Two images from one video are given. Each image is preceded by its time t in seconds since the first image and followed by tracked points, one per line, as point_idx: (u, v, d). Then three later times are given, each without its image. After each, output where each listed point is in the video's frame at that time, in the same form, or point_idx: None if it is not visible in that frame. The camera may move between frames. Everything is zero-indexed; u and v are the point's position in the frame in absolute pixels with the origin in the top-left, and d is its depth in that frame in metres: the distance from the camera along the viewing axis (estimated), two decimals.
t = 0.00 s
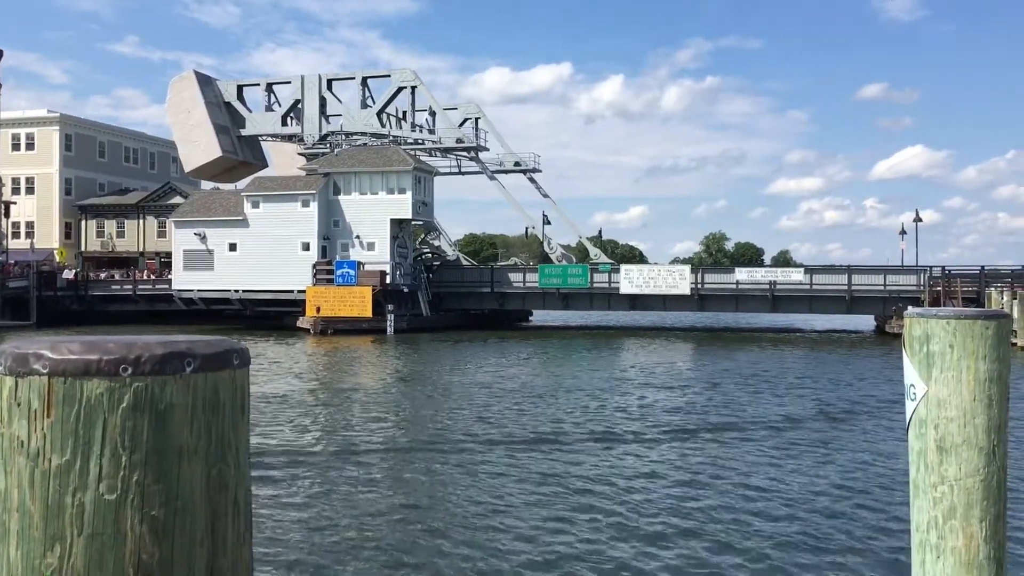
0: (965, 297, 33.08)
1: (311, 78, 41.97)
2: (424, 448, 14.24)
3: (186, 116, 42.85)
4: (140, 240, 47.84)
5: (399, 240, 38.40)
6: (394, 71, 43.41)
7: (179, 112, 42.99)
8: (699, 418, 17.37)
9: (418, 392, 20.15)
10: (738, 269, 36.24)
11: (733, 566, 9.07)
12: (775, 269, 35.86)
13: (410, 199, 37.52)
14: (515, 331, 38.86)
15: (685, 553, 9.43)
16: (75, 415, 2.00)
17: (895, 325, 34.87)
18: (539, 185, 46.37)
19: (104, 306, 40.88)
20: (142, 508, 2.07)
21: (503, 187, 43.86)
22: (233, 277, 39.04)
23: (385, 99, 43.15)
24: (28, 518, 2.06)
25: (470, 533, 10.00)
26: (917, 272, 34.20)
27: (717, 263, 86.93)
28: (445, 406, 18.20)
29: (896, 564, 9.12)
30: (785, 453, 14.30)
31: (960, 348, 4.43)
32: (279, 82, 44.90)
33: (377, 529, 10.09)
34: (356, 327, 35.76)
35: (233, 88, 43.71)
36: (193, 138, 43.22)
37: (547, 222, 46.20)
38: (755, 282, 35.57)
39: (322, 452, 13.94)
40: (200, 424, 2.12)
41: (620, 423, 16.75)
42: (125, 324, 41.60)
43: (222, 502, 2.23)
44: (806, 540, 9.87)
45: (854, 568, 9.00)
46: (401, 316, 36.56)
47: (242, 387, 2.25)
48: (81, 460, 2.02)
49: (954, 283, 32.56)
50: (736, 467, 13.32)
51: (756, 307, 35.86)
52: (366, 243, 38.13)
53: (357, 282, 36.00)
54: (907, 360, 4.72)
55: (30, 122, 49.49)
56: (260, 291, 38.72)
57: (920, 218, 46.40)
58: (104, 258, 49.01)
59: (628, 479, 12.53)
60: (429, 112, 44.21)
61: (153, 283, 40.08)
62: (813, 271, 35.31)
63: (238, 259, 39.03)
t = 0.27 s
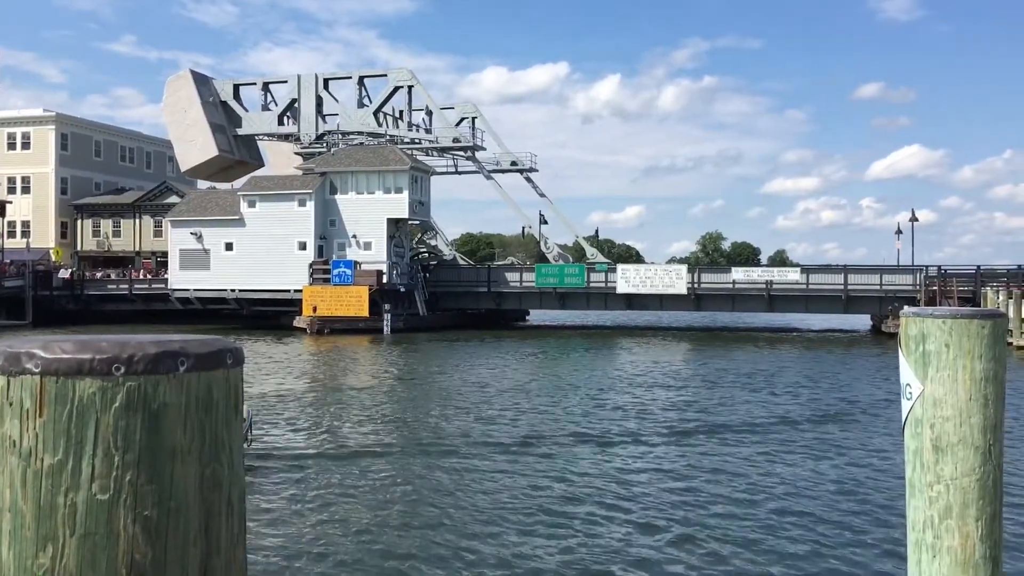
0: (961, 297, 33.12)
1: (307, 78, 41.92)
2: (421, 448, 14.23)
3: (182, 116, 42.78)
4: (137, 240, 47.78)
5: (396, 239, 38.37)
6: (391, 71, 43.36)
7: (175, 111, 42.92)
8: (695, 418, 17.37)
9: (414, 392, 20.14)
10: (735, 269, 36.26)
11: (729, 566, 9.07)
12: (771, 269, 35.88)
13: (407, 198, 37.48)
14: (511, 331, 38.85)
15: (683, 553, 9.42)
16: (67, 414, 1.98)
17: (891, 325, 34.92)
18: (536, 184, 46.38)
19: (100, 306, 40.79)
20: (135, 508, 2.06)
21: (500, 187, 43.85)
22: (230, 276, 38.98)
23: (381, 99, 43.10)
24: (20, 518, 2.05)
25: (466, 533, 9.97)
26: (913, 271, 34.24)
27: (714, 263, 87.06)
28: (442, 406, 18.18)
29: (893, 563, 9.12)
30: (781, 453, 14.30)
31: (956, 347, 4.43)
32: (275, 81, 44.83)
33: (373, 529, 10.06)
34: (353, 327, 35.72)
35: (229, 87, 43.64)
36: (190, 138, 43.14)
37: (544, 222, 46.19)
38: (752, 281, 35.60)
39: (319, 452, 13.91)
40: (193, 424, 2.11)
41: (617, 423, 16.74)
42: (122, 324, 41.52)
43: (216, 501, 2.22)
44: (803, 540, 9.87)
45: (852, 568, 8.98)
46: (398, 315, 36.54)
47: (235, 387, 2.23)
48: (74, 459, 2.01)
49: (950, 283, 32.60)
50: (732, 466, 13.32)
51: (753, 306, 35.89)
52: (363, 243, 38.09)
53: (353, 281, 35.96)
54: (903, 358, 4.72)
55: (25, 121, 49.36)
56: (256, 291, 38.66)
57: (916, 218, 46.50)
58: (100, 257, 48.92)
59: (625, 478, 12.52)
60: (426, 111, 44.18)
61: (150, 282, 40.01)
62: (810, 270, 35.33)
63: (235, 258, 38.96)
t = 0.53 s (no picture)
0: (955, 297, 33.19)
1: (302, 78, 41.85)
2: (417, 449, 14.21)
3: (177, 117, 42.70)
4: (131, 241, 47.71)
5: (391, 240, 38.32)
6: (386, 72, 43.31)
7: (170, 112, 42.84)
8: (690, 418, 17.38)
9: (410, 392, 20.11)
10: (730, 269, 36.30)
11: (725, 566, 9.06)
12: (766, 269, 35.92)
13: (402, 199, 37.44)
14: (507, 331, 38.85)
15: (679, 553, 9.41)
16: (58, 416, 1.97)
17: (885, 325, 34.99)
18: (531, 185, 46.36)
19: (95, 307, 40.67)
20: (125, 510, 2.04)
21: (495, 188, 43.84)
22: (225, 277, 38.92)
23: (376, 99, 43.06)
24: (10, 521, 2.03)
25: (462, 534, 9.95)
26: (907, 272, 34.32)
27: (708, 263, 87.23)
28: (438, 407, 18.17)
29: (888, 564, 9.12)
30: (777, 453, 14.31)
31: (950, 347, 4.43)
32: (270, 82, 44.76)
33: (369, 530, 10.03)
34: (348, 328, 35.68)
35: (224, 88, 43.55)
36: (185, 138, 43.06)
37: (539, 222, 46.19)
38: (747, 282, 35.64)
39: (315, 453, 13.87)
40: (184, 425, 2.10)
41: (613, 423, 16.74)
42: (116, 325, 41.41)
43: (207, 503, 2.21)
44: (799, 540, 9.88)
45: (848, 569, 8.98)
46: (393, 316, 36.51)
47: (227, 388, 2.22)
48: (64, 462, 1.99)
49: (944, 283, 32.68)
50: (727, 467, 13.32)
51: (748, 307, 35.93)
52: (358, 244, 38.04)
53: (348, 282, 35.92)
54: (898, 359, 4.72)
55: (19, 122, 49.18)
56: (251, 292, 38.59)
57: (910, 218, 46.61)
58: (94, 258, 48.81)
59: (621, 479, 12.51)
60: (421, 112, 44.15)
61: (144, 284, 39.91)
62: (805, 271, 35.39)
63: (230, 259, 38.89)
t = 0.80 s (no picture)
0: (948, 299, 33.27)
1: (295, 82, 41.79)
2: (411, 452, 14.17)
3: (170, 120, 42.58)
4: (124, 245, 47.67)
5: (384, 243, 38.27)
6: (379, 75, 43.27)
7: (162, 116, 42.72)
8: (684, 420, 17.37)
9: (404, 396, 20.05)
10: (723, 272, 36.33)
11: (719, 568, 9.06)
12: (760, 272, 35.96)
13: (395, 202, 37.39)
14: (500, 334, 38.83)
15: (673, 556, 9.40)
16: (44, 420, 1.94)
17: (879, 327, 35.07)
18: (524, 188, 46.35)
19: (87, 311, 40.50)
20: (112, 515, 2.01)
21: (488, 191, 43.81)
22: (218, 281, 38.82)
23: (369, 103, 43.01)
24: None
25: (456, 537, 9.93)
26: (900, 274, 34.40)
27: (702, 265, 87.42)
28: (433, 410, 18.13)
29: (881, 565, 9.13)
30: (771, 455, 14.31)
31: (943, 349, 4.43)
32: (263, 85, 44.67)
33: (363, 534, 9.99)
34: (342, 331, 35.61)
35: (217, 91, 43.45)
36: (177, 142, 42.95)
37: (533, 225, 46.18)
38: (740, 284, 35.71)
39: (308, 456, 13.82)
40: (173, 429, 2.07)
41: (608, 426, 16.72)
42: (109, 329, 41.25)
43: (196, 507, 2.18)
44: (793, 542, 9.88)
45: (844, 571, 8.96)
46: (387, 320, 36.44)
47: (216, 393, 2.20)
48: (50, 466, 1.97)
49: (937, 285, 32.76)
50: (721, 469, 13.32)
51: (742, 309, 35.96)
52: (351, 247, 37.97)
53: (342, 286, 35.86)
54: (891, 361, 4.72)
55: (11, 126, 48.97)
56: (244, 296, 38.49)
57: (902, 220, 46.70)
58: (86, 262, 48.69)
59: (615, 481, 12.49)
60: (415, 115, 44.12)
61: (137, 288, 39.78)
62: (798, 273, 35.44)
63: (223, 263, 38.79)
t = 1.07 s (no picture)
0: (938, 302, 33.41)
1: (286, 88, 41.74)
2: (404, 458, 14.13)
3: (159, 127, 42.38)
4: (114, 253, 47.63)
5: (376, 249, 38.22)
6: (370, 81, 43.26)
7: (152, 123, 42.52)
8: (676, 425, 17.37)
9: (397, 402, 19.99)
10: (715, 276, 36.40)
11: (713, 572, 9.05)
12: (751, 276, 36.05)
13: (386, 208, 37.35)
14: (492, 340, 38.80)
15: (667, 560, 9.38)
16: (26, 429, 1.92)
17: (869, 330, 35.20)
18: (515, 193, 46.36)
19: (78, 319, 40.30)
20: (97, 527, 1.99)
21: (480, 197, 43.82)
22: (208, 288, 38.67)
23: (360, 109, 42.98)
24: None
25: (449, 543, 9.89)
26: (890, 277, 34.53)
27: (693, 269, 87.66)
28: (426, 416, 18.08)
29: (874, 568, 9.13)
30: (763, 459, 14.32)
31: (933, 352, 4.43)
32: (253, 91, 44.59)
33: (356, 540, 9.94)
34: (333, 338, 35.52)
35: (207, 98, 43.34)
36: (167, 149, 42.77)
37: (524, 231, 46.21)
38: (731, 289, 35.78)
39: (300, 463, 13.76)
40: (158, 439, 2.05)
41: (602, 431, 16.70)
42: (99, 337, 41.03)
43: (182, 517, 2.16)
44: (786, 545, 9.89)
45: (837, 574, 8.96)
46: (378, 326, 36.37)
47: (201, 401, 2.17)
48: (34, 477, 1.94)
49: (926, 288, 32.90)
50: (714, 473, 13.31)
51: (733, 313, 36.03)
52: (343, 253, 37.90)
53: (333, 292, 35.78)
54: (882, 364, 4.72)
55: None
56: (235, 302, 38.35)
57: (892, 224, 46.90)
58: (76, 270, 48.55)
59: (608, 486, 12.48)
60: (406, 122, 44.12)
61: (127, 295, 39.60)
62: (789, 277, 35.54)
63: (214, 270, 38.65)
